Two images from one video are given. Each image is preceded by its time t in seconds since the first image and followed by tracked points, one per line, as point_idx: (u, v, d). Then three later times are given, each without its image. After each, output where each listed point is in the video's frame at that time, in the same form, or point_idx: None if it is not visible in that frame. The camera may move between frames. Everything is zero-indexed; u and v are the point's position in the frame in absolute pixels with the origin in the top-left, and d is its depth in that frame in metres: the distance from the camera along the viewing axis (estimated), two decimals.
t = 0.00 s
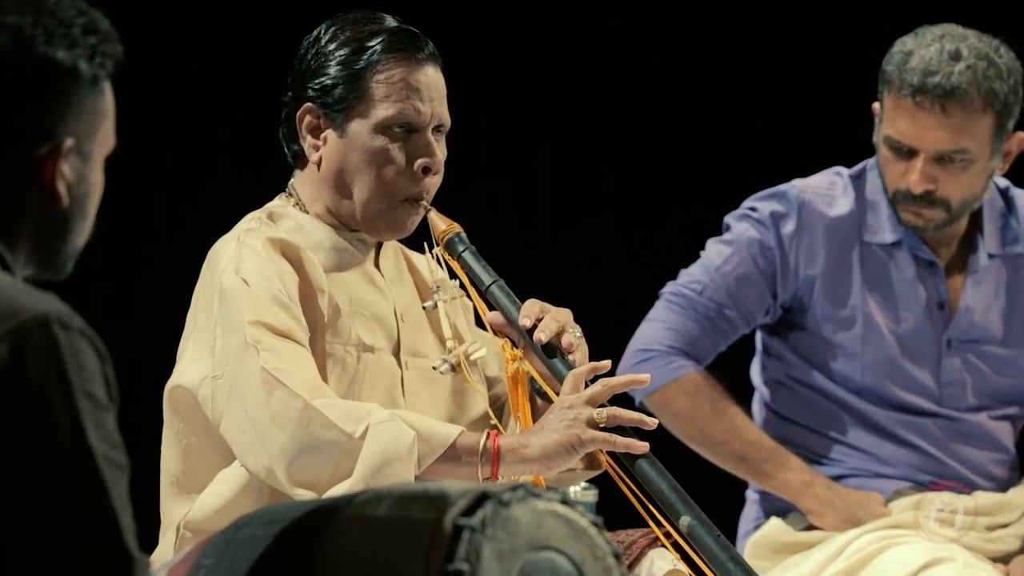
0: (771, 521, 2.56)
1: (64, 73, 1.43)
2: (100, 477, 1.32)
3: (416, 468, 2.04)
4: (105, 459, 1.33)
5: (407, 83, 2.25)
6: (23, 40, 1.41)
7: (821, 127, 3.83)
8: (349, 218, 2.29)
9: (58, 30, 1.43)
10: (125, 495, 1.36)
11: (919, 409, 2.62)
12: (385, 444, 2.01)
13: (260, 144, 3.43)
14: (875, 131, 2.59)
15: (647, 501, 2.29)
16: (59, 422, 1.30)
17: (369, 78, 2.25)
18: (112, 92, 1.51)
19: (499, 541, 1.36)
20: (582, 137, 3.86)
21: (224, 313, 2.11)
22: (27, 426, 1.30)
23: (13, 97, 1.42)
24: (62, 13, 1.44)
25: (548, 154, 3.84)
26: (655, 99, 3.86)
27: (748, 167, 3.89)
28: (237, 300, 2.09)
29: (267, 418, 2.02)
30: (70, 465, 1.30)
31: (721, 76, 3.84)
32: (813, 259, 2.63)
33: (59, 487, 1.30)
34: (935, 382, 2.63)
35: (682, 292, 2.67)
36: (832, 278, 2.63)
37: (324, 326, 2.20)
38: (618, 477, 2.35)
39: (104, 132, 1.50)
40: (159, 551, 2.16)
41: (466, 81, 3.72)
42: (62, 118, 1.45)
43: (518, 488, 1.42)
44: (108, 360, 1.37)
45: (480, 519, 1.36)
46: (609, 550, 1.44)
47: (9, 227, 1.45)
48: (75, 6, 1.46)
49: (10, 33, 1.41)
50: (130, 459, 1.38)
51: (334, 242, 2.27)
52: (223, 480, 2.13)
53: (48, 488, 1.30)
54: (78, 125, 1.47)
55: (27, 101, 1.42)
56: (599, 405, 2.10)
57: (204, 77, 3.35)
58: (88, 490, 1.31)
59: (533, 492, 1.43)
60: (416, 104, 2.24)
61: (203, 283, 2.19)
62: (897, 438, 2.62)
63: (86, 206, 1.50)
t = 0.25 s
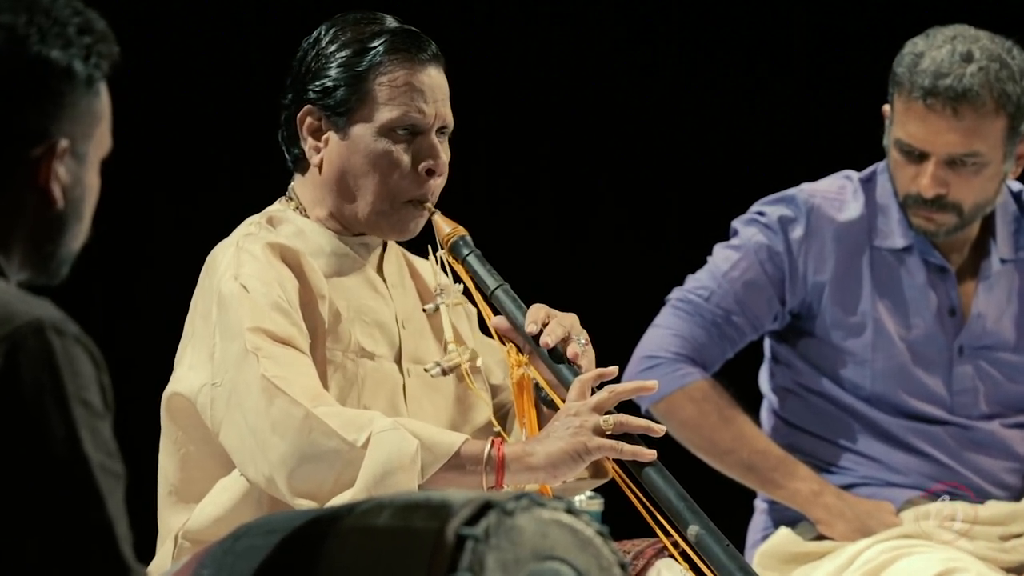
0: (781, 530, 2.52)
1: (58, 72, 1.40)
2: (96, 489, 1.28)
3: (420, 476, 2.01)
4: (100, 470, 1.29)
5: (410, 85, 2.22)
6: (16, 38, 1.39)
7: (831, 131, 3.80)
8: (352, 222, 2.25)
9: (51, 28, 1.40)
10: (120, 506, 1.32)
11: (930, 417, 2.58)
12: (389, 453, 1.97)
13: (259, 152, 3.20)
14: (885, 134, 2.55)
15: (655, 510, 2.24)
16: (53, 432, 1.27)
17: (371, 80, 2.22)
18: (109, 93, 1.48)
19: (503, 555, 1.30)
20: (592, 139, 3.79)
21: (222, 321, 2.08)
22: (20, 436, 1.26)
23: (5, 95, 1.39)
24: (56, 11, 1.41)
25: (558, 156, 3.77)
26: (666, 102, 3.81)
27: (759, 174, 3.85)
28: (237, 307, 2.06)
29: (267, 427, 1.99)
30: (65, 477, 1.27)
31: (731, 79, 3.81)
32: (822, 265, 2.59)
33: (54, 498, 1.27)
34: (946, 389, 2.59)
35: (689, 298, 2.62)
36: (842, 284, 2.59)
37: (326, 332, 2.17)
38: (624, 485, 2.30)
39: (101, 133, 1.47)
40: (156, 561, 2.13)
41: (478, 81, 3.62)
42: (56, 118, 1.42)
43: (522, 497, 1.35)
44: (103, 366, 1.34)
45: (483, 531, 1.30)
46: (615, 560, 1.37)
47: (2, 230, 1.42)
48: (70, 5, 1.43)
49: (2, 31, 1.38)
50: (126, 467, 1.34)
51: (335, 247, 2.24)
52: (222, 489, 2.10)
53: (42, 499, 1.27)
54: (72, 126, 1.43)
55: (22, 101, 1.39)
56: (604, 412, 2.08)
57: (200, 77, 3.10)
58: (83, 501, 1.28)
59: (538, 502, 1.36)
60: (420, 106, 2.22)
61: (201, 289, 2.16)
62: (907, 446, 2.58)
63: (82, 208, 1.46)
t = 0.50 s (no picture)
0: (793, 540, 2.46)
1: (57, 72, 1.34)
2: (94, 500, 1.23)
3: (424, 486, 1.97)
4: (99, 479, 1.24)
5: (415, 86, 2.19)
6: (12, 38, 1.32)
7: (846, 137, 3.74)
8: (357, 226, 2.22)
9: (49, 27, 1.34)
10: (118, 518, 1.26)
11: (944, 424, 2.54)
12: (393, 463, 1.94)
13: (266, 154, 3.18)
14: (899, 137, 2.50)
15: (665, 519, 2.20)
16: (51, 439, 1.22)
17: (375, 81, 2.18)
18: (108, 95, 1.42)
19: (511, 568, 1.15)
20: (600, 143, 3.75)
21: (223, 327, 2.04)
22: (16, 443, 1.21)
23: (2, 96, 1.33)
24: (53, 10, 1.35)
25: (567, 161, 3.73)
26: (677, 105, 3.76)
27: (770, 180, 3.81)
28: (237, 314, 2.02)
29: (268, 436, 1.95)
30: (62, 487, 1.22)
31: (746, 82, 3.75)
32: (834, 270, 2.55)
33: (52, 510, 1.22)
34: (960, 396, 2.54)
35: (699, 304, 2.56)
36: (855, 290, 2.55)
37: (330, 338, 2.14)
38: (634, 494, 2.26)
39: (99, 136, 1.41)
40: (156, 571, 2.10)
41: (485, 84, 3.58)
42: (54, 119, 1.36)
43: (529, 506, 1.21)
44: (102, 373, 1.28)
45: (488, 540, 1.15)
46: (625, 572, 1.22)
47: None
48: (69, 5, 1.37)
49: None
50: (125, 476, 1.29)
51: (339, 252, 2.21)
52: (223, 500, 2.07)
53: (39, 511, 1.21)
54: (70, 128, 1.38)
55: (19, 103, 1.33)
56: (613, 418, 2.03)
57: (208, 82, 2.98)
58: (81, 513, 1.22)
59: (544, 512, 1.22)
60: (425, 107, 2.18)
61: (201, 296, 2.12)
62: (920, 454, 2.53)
63: (80, 212, 1.40)
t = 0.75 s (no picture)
0: (808, 556, 2.30)
1: (54, 76, 1.27)
2: (90, 514, 1.18)
3: (430, 497, 1.92)
4: (95, 493, 1.19)
5: (418, 92, 2.14)
6: (8, 41, 1.25)
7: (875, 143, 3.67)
8: (359, 234, 2.18)
9: (47, 29, 1.26)
10: (115, 531, 1.21)
11: (965, 437, 2.37)
12: (399, 472, 1.89)
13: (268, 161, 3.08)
14: (917, 141, 2.32)
15: (674, 534, 2.14)
16: (47, 454, 1.16)
17: (377, 87, 2.14)
18: (108, 99, 1.35)
19: None
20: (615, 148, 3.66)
21: (225, 334, 2.00)
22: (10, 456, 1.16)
23: None
24: (53, 10, 1.28)
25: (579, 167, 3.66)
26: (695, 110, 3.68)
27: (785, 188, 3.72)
28: (240, 320, 1.98)
29: (272, 443, 1.90)
30: (56, 500, 1.17)
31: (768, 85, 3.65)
32: (851, 278, 2.37)
33: (46, 523, 1.17)
34: (982, 407, 2.37)
35: (711, 313, 2.39)
36: (871, 298, 2.37)
37: (332, 347, 2.09)
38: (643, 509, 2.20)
39: (99, 142, 1.34)
40: None
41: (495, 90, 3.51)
42: (53, 123, 1.29)
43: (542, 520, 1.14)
44: (99, 384, 1.23)
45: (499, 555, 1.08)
46: None
47: None
48: (69, 6, 1.29)
49: None
50: (121, 488, 1.24)
51: (342, 260, 2.16)
52: (223, 512, 2.02)
53: (36, 521, 1.17)
54: (68, 132, 1.30)
55: (16, 106, 1.26)
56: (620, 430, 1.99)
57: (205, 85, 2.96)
58: (77, 526, 1.18)
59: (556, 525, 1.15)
60: (429, 115, 2.14)
61: (203, 303, 2.08)
62: (939, 468, 2.36)
63: (78, 220, 1.34)
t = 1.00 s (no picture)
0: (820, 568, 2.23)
1: (56, 82, 1.23)
2: (89, 525, 1.15)
3: (434, 506, 1.90)
4: (94, 504, 1.16)
5: (413, 95, 2.11)
6: (8, 44, 1.21)
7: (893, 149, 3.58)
8: (358, 239, 2.15)
9: (49, 33, 1.22)
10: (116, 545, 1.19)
11: (978, 447, 2.33)
12: (403, 481, 1.87)
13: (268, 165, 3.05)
14: (928, 146, 2.29)
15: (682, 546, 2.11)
16: (45, 462, 1.14)
17: (372, 90, 2.11)
18: (110, 105, 1.30)
19: None
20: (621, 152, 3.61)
21: (226, 340, 1.97)
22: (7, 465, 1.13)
23: None
24: (54, 15, 1.24)
25: (588, 170, 3.60)
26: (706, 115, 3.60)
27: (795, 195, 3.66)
28: (241, 326, 1.96)
29: (274, 449, 1.88)
30: (55, 512, 1.14)
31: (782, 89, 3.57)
32: (861, 285, 2.34)
33: (45, 534, 1.14)
34: (995, 417, 2.33)
35: (720, 321, 2.37)
36: (883, 306, 2.34)
37: (334, 354, 2.07)
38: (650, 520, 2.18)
39: (101, 150, 1.29)
40: None
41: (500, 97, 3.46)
42: (52, 129, 1.24)
43: (548, 529, 1.11)
44: (98, 394, 1.21)
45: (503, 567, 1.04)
46: None
47: None
48: (71, 11, 1.26)
49: None
50: (121, 500, 1.22)
51: (344, 266, 2.14)
52: (225, 522, 2.00)
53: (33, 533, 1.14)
54: (67, 139, 1.26)
55: (15, 112, 1.22)
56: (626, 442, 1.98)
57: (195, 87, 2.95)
58: (75, 538, 1.15)
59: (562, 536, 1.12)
60: (424, 117, 2.11)
61: (204, 311, 2.06)
62: (952, 478, 2.33)
63: (76, 230, 1.28)
